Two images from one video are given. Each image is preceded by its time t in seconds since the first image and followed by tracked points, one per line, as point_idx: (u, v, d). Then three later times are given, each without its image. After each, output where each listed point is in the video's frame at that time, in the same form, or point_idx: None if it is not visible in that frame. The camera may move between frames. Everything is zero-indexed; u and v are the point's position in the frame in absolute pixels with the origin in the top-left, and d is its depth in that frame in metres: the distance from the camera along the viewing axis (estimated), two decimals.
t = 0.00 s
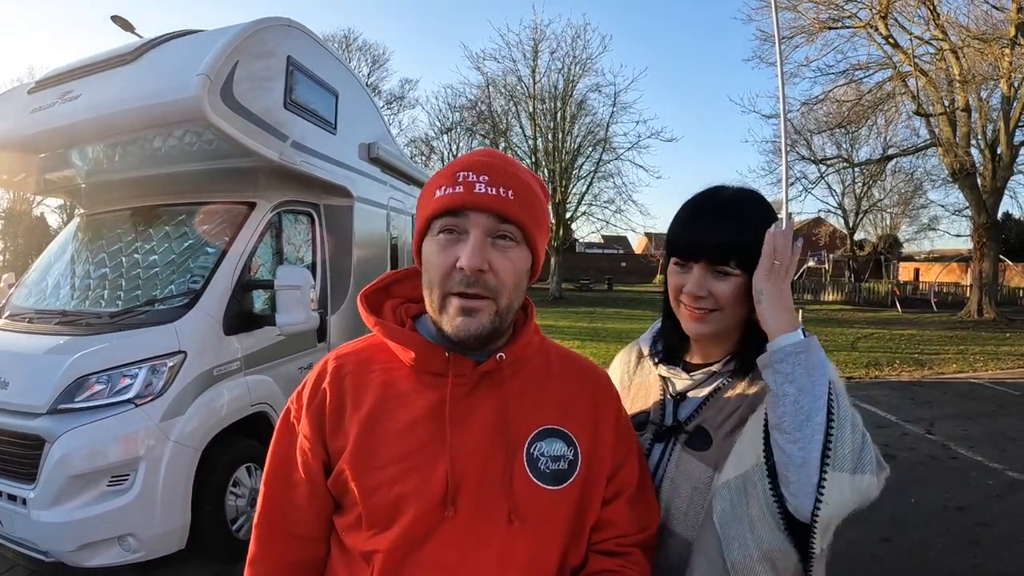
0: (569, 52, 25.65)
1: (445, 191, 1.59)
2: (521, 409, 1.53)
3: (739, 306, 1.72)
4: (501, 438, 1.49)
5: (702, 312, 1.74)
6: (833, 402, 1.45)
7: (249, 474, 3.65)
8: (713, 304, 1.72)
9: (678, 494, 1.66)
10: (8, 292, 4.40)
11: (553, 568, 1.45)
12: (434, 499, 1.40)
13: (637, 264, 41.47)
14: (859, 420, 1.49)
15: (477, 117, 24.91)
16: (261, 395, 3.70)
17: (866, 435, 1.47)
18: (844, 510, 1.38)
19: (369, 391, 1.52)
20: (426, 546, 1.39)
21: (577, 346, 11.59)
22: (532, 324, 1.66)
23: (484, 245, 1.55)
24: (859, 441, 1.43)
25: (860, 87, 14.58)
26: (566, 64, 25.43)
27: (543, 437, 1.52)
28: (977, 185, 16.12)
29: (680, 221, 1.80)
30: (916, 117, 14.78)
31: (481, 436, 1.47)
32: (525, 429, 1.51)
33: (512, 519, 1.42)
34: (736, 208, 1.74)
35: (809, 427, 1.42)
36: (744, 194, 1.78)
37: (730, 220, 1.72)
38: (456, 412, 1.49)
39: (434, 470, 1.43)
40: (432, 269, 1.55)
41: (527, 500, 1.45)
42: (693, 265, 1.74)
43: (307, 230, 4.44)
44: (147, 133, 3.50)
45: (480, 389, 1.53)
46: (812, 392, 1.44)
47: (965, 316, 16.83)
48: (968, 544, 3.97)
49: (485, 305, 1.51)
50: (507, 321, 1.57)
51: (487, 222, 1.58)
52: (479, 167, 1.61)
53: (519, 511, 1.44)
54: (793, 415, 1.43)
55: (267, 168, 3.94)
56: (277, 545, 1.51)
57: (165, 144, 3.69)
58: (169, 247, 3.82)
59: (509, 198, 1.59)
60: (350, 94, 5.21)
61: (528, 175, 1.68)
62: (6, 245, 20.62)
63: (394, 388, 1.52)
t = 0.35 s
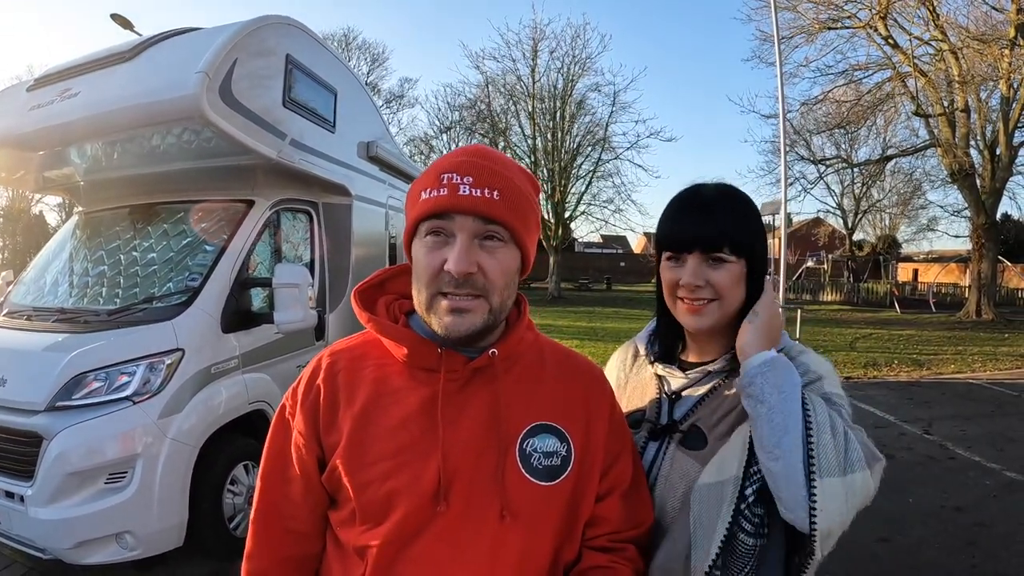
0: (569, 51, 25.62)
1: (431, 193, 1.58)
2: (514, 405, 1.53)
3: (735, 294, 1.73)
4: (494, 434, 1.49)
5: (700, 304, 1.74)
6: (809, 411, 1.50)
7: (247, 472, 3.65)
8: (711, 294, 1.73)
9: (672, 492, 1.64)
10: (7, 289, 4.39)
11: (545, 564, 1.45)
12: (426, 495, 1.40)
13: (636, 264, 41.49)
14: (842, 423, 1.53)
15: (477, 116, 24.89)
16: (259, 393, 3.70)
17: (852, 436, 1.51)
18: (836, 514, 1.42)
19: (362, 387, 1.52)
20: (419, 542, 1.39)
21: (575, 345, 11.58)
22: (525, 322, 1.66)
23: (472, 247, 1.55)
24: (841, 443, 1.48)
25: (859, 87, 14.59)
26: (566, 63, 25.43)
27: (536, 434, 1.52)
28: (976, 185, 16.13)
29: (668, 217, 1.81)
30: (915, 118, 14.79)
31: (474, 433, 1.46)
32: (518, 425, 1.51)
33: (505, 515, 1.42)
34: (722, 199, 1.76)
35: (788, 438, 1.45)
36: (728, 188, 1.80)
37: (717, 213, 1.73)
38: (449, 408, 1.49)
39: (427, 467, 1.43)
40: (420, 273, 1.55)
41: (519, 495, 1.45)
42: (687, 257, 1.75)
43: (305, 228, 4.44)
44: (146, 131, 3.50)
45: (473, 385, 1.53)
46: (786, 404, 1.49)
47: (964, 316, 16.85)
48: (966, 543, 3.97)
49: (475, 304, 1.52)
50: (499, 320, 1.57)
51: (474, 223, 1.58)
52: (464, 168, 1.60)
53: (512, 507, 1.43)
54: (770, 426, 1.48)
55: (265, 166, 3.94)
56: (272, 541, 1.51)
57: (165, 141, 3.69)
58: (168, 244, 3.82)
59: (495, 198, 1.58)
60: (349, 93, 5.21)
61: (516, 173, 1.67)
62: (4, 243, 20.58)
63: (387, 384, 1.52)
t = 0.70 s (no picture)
0: (568, 51, 25.60)
1: (446, 181, 1.59)
2: (519, 404, 1.53)
3: (755, 286, 1.76)
4: (499, 433, 1.48)
5: (726, 296, 1.73)
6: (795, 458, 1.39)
7: (247, 471, 3.64)
8: (737, 286, 1.73)
9: (679, 493, 1.64)
10: (5, 288, 4.37)
11: (550, 563, 1.45)
12: (432, 494, 1.39)
13: (635, 263, 41.48)
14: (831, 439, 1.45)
15: (476, 116, 24.86)
16: (259, 392, 3.69)
17: (848, 452, 1.43)
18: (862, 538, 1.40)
19: (368, 384, 1.52)
20: (424, 540, 1.39)
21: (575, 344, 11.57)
22: (531, 319, 1.67)
23: (486, 235, 1.56)
24: (842, 467, 1.40)
25: (859, 87, 14.59)
26: (565, 63, 25.40)
27: (542, 432, 1.51)
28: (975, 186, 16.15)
29: (680, 212, 1.82)
30: (915, 118, 14.79)
31: (479, 432, 1.46)
32: (523, 424, 1.51)
33: (510, 514, 1.42)
34: (732, 195, 1.80)
35: (792, 499, 1.37)
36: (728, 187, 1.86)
37: (734, 210, 1.76)
38: (454, 406, 1.49)
39: (432, 465, 1.42)
40: (432, 260, 1.55)
41: (525, 494, 1.45)
42: (713, 249, 1.75)
43: (305, 227, 4.43)
44: (146, 129, 3.49)
45: (478, 383, 1.53)
46: (772, 466, 1.37)
47: (963, 316, 16.86)
48: (965, 543, 3.98)
49: (490, 291, 1.52)
50: (509, 313, 1.58)
51: (488, 211, 1.59)
52: (479, 156, 1.62)
53: (517, 506, 1.43)
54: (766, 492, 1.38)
55: (266, 164, 3.93)
56: (275, 540, 1.51)
57: (165, 140, 3.68)
58: (168, 243, 3.81)
59: (510, 186, 1.60)
60: (349, 91, 5.20)
61: (527, 165, 1.70)
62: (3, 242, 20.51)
63: (392, 381, 1.52)
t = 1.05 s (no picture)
0: (568, 50, 25.57)
1: (463, 183, 1.58)
2: (522, 400, 1.53)
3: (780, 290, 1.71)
4: (502, 429, 1.48)
5: (765, 306, 1.65)
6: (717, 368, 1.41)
7: (247, 469, 3.64)
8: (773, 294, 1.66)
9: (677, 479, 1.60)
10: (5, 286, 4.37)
11: (551, 560, 1.45)
12: (434, 490, 1.39)
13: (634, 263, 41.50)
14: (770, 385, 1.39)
15: (475, 115, 24.84)
16: (259, 390, 3.68)
17: (774, 391, 1.39)
18: (753, 475, 1.35)
19: (371, 380, 1.52)
20: (426, 536, 1.39)
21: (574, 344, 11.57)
22: (535, 317, 1.67)
23: (501, 239, 1.56)
24: (757, 401, 1.37)
25: (858, 87, 14.60)
26: (565, 62, 25.36)
27: (544, 428, 1.51)
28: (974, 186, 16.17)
29: (712, 216, 1.67)
30: (915, 118, 14.79)
31: (482, 428, 1.46)
32: (526, 420, 1.51)
33: (513, 510, 1.41)
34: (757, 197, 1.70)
35: (696, 410, 1.41)
36: (740, 185, 1.76)
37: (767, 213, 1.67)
38: (458, 403, 1.48)
39: (435, 460, 1.42)
40: (447, 261, 1.55)
41: (528, 491, 1.45)
42: (757, 260, 1.63)
43: (305, 225, 4.43)
44: (146, 127, 3.49)
45: (481, 380, 1.53)
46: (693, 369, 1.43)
47: (962, 316, 16.87)
48: (965, 542, 3.98)
49: (503, 296, 1.53)
50: (518, 315, 1.59)
51: (505, 215, 1.59)
52: (498, 160, 1.61)
53: (520, 503, 1.43)
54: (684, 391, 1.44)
55: (266, 162, 3.93)
56: (277, 535, 1.51)
57: (165, 138, 3.68)
58: (168, 241, 3.80)
59: (527, 191, 1.60)
60: (349, 89, 5.19)
61: (542, 170, 1.70)
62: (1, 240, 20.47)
63: (396, 377, 1.52)
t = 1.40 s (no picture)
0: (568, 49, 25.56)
1: (454, 183, 1.59)
2: (517, 402, 1.53)
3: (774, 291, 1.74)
4: (497, 432, 1.48)
5: (754, 305, 1.68)
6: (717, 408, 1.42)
7: (245, 468, 3.64)
8: (764, 292, 1.69)
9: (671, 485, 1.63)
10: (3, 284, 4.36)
11: (546, 563, 1.45)
12: (428, 492, 1.39)
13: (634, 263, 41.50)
14: (770, 415, 1.40)
15: (475, 114, 24.82)
16: (257, 389, 3.68)
17: (775, 420, 1.39)
18: (768, 508, 1.35)
19: (365, 381, 1.51)
20: (420, 538, 1.38)
21: (573, 343, 11.57)
22: (530, 319, 1.67)
23: (493, 238, 1.56)
24: (760, 436, 1.37)
25: (858, 87, 14.61)
26: (565, 61, 25.34)
27: (539, 430, 1.51)
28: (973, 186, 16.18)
29: (706, 216, 1.72)
30: (915, 119, 14.79)
31: (476, 431, 1.46)
32: (521, 422, 1.51)
33: (507, 513, 1.41)
34: (750, 197, 1.73)
35: (705, 452, 1.41)
36: (733, 185, 1.79)
37: (759, 215, 1.70)
38: (452, 405, 1.48)
39: (430, 462, 1.42)
40: (440, 262, 1.54)
41: (522, 493, 1.44)
42: (745, 258, 1.68)
43: (304, 224, 4.42)
44: (144, 126, 3.48)
45: (476, 381, 1.53)
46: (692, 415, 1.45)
47: (960, 317, 16.88)
48: (963, 543, 3.98)
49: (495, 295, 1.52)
50: (511, 316, 1.58)
51: (497, 214, 1.59)
52: (488, 160, 1.61)
53: (514, 505, 1.43)
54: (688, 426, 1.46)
55: (264, 161, 3.92)
56: (271, 536, 1.50)
57: (163, 137, 3.67)
58: (166, 240, 3.80)
59: (518, 190, 1.60)
60: (348, 89, 5.18)
61: (533, 169, 1.70)
62: None
63: (390, 378, 1.52)
